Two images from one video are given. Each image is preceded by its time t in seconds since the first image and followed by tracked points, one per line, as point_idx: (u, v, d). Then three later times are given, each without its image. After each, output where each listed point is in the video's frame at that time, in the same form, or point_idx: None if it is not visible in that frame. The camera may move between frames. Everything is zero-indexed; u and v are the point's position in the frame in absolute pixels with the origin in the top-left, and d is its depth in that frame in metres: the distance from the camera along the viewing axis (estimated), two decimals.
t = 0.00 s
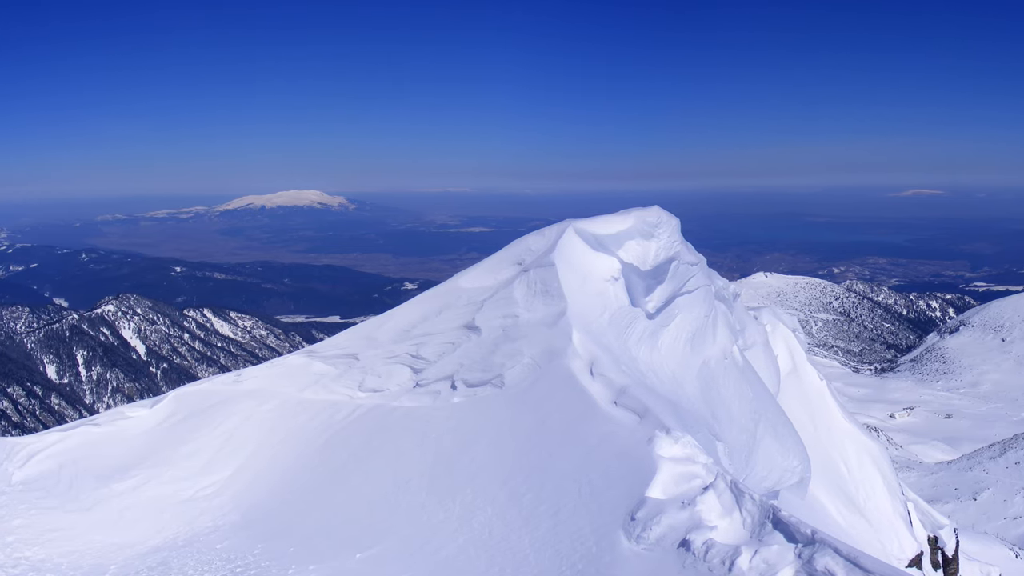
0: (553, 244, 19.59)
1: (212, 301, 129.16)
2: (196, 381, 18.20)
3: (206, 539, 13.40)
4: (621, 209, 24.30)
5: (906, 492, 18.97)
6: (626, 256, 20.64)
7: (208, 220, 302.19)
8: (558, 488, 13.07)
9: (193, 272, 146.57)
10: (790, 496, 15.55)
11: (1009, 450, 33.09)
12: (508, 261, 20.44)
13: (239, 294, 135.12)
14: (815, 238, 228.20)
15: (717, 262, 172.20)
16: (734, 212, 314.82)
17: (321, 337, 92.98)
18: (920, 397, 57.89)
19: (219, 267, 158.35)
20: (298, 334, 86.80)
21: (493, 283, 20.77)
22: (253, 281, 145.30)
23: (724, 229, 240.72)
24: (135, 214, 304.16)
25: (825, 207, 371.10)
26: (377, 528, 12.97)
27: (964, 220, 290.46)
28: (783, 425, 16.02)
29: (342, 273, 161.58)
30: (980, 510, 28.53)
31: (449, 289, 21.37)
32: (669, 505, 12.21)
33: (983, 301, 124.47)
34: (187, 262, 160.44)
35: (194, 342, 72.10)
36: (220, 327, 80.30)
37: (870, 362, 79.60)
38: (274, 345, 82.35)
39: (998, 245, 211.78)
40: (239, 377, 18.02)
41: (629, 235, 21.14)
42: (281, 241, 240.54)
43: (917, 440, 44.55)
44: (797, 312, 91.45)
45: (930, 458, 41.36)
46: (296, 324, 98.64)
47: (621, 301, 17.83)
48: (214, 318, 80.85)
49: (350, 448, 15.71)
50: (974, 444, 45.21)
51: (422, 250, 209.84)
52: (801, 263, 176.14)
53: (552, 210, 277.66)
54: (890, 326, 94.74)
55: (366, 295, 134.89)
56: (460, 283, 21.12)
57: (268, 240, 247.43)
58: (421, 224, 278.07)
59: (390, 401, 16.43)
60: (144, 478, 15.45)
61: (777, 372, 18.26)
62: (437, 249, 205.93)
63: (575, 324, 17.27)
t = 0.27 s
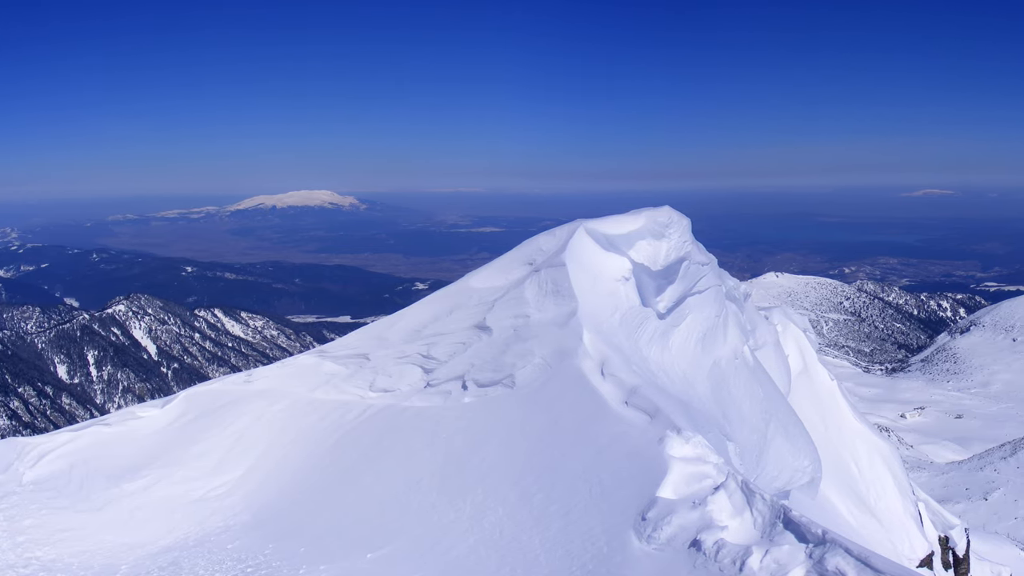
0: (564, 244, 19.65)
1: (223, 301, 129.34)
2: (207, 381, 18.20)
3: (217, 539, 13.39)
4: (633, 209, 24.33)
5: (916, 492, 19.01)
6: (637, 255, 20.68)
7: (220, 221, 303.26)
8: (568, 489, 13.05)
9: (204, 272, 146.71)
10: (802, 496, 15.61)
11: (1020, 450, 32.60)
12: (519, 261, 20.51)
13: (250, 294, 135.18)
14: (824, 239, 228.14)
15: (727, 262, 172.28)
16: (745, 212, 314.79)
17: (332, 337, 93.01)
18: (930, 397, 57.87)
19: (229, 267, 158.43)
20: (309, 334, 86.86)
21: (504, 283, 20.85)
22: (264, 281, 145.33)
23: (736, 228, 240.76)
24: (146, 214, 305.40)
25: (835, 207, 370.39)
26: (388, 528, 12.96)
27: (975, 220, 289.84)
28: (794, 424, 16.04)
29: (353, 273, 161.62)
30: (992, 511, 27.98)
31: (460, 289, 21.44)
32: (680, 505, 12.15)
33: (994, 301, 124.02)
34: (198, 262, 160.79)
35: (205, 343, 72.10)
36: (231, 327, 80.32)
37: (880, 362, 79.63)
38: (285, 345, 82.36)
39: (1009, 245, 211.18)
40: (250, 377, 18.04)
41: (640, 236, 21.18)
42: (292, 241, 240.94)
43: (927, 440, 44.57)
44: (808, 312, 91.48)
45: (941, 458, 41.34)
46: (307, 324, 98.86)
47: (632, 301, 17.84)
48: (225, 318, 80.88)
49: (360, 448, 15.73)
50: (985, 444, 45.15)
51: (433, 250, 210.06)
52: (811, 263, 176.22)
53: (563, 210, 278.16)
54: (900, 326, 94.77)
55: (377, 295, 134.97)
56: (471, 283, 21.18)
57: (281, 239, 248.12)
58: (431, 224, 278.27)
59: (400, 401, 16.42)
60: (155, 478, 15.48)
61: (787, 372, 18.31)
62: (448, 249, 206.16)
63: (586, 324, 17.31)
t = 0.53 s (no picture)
0: (574, 244, 19.68)
1: (233, 301, 129.44)
2: (217, 382, 18.22)
3: (227, 539, 13.39)
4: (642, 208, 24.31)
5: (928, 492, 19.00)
6: (647, 255, 20.68)
7: (229, 221, 304.04)
8: (578, 489, 13.02)
9: (214, 272, 146.81)
10: (812, 496, 15.64)
11: None
12: (528, 261, 20.54)
13: (260, 293, 135.25)
14: (833, 238, 228.02)
15: (737, 262, 172.22)
16: (754, 212, 314.59)
17: (342, 338, 93.00)
18: (940, 397, 57.78)
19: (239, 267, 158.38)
20: (319, 334, 86.93)
21: (514, 283, 20.89)
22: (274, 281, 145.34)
23: (746, 228, 240.68)
24: (156, 215, 306.32)
25: (845, 207, 369.76)
26: (398, 528, 12.94)
27: (986, 220, 289.21)
28: (804, 425, 16.05)
29: (364, 273, 161.76)
30: (1004, 511, 27.44)
31: (469, 289, 21.50)
32: (690, 504, 12.09)
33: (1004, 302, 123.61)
34: (208, 262, 161.06)
35: (214, 343, 72.09)
36: (241, 327, 80.38)
37: (890, 362, 79.56)
38: (295, 346, 82.37)
39: (1019, 245, 210.58)
40: (260, 377, 18.07)
41: (650, 236, 21.19)
42: (302, 241, 241.27)
43: (938, 440, 44.51)
44: (818, 312, 91.43)
45: (951, 458, 41.24)
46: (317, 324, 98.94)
47: (642, 302, 17.85)
48: (235, 318, 80.96)
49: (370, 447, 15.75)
50: (995, 444, 45.02)
51: (443, 250, 210.23)
52: (821, 263, 176.16)
53: (573, 210, 278.45)
54: (910, 326, 94.69)
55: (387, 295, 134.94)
56: (480, 284, 21.23)
57: (291, 239, 248.31)
58: (441, 224, 278.23)
59: (410, 401, 16.43)
60: (164, 478, 15.49)
61: (797, 372, 18.30)
62: (458, 250, 206.25)
63: (596, 325, 17.34)
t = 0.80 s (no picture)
0: (583, 244, 19.71)
1: (242, 301, 129.56)
2: (225, 382, 18.25)
3: (235, 539, 13.39)
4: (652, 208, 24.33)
5: (937, 493, 19.04)
6: (656, 255, 20.69)
7: (238, 221, 304.65)
8: (587, 489, 13.01)
9: (222, 272, 146.84)
10: (821, 496, 15.67)
11: None
12: (538, 261, 20.56)
13: (269, 293, 135.34)
14: (840, 238, 227.94)
15: (746, 262, 172.20)
16: (762, 211, 314.59)
17: (351, 338, 93.04)
18: (949, 397, 57.78)
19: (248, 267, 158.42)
20: (328, 335, 86.96)
21: (523, 283, 20.92)
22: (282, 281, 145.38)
23: (754, 228, 240.62)
24: (165, 215, 307.21)
25: (852, 207, 369.35)
26: (407, 528, 12.93)
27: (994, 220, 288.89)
28: (813, 425, 16.07)
29: (373, 273, 161.72)
30: (1014, 511, 27.21)
31: (479, 289, 21.52)
32: (699, 504, 12.03)
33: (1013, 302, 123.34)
34: (217, 262, 161.34)
35: (223, 343, 72.08)
36: (249, 327, 80.37)
37: (899, 362, 79.56)
38: (304, 346, 82.40)
39: None
40: (269, 377, 18.10)
41: (659, 236, 21.20)
42: (310, 241, 241.55)
43: (946, 440, 44.51)
44: (828, 312, 91.44)
45: (960, 458, 41.23)
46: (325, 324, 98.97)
47: (651, 302, 17.85)
48: (244, 318, 81.01)
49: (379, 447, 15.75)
50: (1004, 444, 44.97)
51: (451, 250, 210.37)
52: (830, 263, 176.10)
53: (582, 210, 278.68)
54: (920, 326, 94.65)
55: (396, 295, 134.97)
56: (489, 284, 21.25)
57: (299, 239, 248.51)
58: (450, 224, 278.35)
59: (419, 401, 16.43)
60: (173, 478, 15.51)
61: (806, 373, 18.31)
62: (467, 250, 206.32)
63: (605, 325, 17.34)
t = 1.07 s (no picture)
0: (592, 244, 19.73)
1: (250, 301, 129.66)
2: (234, 382, 18.25)
3: (244, 539, 13.39)
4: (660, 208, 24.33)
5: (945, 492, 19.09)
6: (664, 256, 20.71)
7: (246, 221, 305.10)
8: (595, 489, 12.99)
9: (231, 272, 146.79)
10: (830, 496, 15.72)
11: None
12: (546, 261, 20.57)
13: (277, 293, 135.44)
14: (847, 238, 227.99)
15: (754, 262, 172.31)
16: (769, 211, 314.75)
17: (359, 338, 93.08)
18: (957, 397, 57.79)
19: (256, 268, 158.41)
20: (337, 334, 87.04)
21: (531, 283, 20.94)
22: (290, 281, 145.36)
23: (761, 228, 240.79)
24: (173, 215, 307.85)
25: (859, 207, 369.29)
26: (415, 528, 12.92)
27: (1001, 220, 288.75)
28: (822, 425, 16.08)
29: (380, 273, 161.74)
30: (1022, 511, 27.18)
31: (487, 289, 21.54)
32: (707, 504, 11.99)
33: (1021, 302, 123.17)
34: (225, 262, 161.55)
35: (231, 343, 72.08)
36: (258, 327, 80.41)
37: (907, 362, 79.57)
38: (312, 346, 82.40)
39: None
40: (277, 377, 18.09)
41: (667, 236, 21.22)
42: (318, 241, 241.83)
43: (955, 440, 44.53)
44: (836, 312, 91.50)
45: (968, 458, 41.23)
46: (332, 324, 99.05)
47: (659, 302, 17.86)
48: (252, 318, 81.06)
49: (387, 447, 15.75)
50: (1013, 444, 44.94)
51: (459, 250, 210.57)
52: (838, 263, 176.15)
53: (589, 210, 279.00)
54: (927, 326, 94.65)
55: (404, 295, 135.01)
56: (498, 284, 21.26)
57: (308, 239, 248.68)
58: (457, 224, 278.52)
59: (427, 401, 16.43)
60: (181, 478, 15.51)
61: (814, 373, 18.32)
62: (475, 249, 206.44)
63: (614, 325, 17.34)
